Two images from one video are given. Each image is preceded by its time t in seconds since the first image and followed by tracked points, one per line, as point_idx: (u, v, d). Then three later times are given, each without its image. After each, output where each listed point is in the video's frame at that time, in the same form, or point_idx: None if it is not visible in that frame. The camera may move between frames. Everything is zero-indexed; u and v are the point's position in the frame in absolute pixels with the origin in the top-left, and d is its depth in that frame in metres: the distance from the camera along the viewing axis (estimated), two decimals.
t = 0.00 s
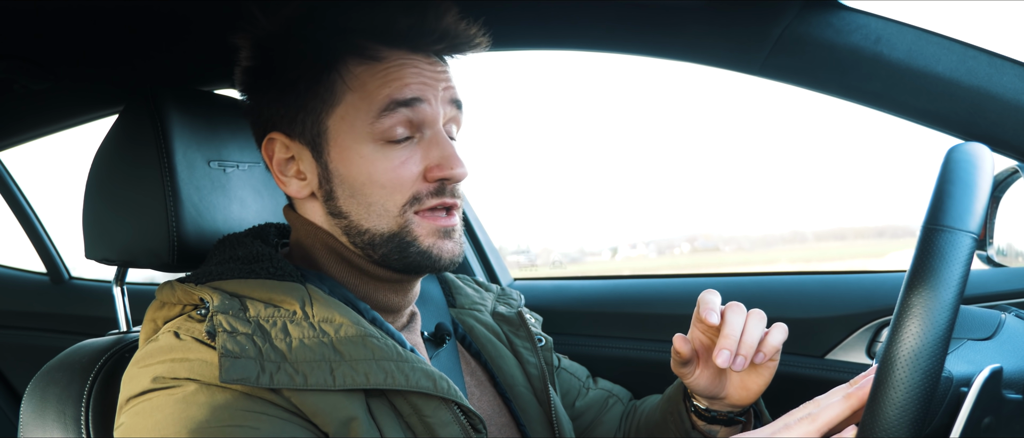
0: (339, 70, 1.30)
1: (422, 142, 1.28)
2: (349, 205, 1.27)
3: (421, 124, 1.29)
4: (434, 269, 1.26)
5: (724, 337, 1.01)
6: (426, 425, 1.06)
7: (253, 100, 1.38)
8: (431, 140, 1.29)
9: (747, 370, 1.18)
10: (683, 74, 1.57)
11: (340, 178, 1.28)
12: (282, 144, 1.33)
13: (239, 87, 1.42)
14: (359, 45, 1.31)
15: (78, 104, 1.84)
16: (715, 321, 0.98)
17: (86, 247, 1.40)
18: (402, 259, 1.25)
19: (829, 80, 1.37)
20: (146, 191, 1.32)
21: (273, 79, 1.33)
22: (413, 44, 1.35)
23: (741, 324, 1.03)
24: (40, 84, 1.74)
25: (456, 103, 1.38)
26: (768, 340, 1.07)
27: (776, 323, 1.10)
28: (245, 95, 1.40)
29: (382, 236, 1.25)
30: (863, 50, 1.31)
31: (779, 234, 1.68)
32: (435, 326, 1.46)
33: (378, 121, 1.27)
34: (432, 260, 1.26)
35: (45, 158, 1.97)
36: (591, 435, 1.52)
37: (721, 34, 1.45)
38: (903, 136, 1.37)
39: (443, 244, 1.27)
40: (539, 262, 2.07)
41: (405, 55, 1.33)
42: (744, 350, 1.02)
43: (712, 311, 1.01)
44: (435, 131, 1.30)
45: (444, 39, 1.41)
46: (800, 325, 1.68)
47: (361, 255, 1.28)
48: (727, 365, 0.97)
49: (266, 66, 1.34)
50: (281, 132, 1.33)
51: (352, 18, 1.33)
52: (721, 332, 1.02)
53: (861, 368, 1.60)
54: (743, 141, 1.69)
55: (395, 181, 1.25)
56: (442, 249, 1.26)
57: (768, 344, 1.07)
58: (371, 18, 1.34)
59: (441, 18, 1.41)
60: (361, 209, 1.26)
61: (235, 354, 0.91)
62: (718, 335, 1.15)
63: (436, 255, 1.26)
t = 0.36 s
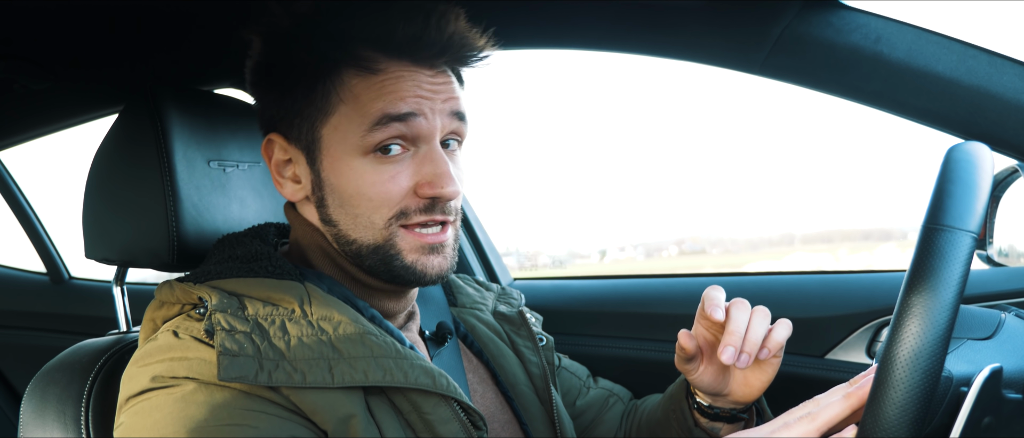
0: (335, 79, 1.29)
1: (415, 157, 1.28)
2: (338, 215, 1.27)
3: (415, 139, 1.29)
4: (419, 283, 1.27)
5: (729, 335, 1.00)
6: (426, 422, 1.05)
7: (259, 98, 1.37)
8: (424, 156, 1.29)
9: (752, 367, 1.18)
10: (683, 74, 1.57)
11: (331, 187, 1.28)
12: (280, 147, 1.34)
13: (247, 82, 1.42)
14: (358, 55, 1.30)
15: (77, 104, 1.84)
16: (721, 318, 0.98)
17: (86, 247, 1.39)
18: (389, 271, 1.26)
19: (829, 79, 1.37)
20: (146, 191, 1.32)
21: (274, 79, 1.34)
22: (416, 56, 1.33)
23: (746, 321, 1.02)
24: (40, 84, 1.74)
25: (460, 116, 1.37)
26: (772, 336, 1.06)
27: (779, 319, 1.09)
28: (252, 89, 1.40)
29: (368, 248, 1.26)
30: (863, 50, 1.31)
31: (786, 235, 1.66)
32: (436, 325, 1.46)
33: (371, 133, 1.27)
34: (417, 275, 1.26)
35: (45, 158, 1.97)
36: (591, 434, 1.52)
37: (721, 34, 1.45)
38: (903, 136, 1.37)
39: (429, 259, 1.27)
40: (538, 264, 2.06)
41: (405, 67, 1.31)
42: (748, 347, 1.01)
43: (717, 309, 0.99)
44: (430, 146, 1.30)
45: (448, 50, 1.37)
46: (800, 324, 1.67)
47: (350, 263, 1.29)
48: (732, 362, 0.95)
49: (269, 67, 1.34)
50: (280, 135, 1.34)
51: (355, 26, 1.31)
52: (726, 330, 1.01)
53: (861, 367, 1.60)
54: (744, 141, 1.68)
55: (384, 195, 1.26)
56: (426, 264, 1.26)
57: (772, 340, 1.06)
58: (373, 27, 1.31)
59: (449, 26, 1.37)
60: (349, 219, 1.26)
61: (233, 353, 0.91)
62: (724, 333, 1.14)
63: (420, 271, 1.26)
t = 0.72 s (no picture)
0: (339, 77, 1.29)
1: (422, 153, 1.28)
2: (347, 213, 1.26)
3: (421, 135, 1.29)
4: (428, 281, 1.26)
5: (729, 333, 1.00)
6: (426, 422, 1.05)
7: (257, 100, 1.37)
8: (431, 152, 1.28)
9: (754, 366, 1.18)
10: (683, 74, 1.57)
11: (338, 186, 1.27)
12: (284, 148, 1.34)
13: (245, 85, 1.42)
14: (360, 52, 1.30)
15: (78, 104, 1.84)
16: (721, 317, 0.98)
17: (87, 247, 1.39)
18: (398, 270, 1.25)
19: (830, 79, 1.37)
20: (146, 191, 1.32)
21: (276, 80, 1.33)
22: (418, 51, 1.32)
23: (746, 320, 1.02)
24: (41, 84, 1.74)
25: (462, 113, 1.37)
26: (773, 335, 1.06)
27: (781, 319, 1.09)
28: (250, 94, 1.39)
29: (378, 246, 1.25)
30: (863, 50, 1.31)
31: (779, 236, 1.69)
32: (436, 325, 1.45)
33: (377, 130, 1.27)
34: (427, 274, 1.25)
35: (45, 158, 1.97)
36: (591, 435, 1.52)
37: (721, 35, 1.45)
38: (903, 136, 1.37)
39: (439, 258, 1.26)
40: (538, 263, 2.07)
41: (408, 63, 1.31)
42: (749, 347, 1.01)
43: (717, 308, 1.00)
44: (436, 141, 1.29)
45: (450, 44, 1.37)
46: (800, 324, 1.67)
47: (357, 262, 1.28)
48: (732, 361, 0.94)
49: (270, 65, 1.34)
50: (282, 136, 1.34)
51: (358, 23, 1.31)
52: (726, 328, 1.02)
53: (861, 367, 1.60)
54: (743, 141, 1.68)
55: (392, 192, 1.25)
56: (437, 262, 1.26)
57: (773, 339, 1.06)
58: (372, 23, 1.31)
59: (449, 21, 1.37)
60: (358, 218, 1.26)
61: (233, 354, 0.91)
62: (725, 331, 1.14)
63: (431, 269, 1.25)
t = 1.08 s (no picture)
0: (355, 69, 1.29)
1: (432, 147, 1.28)
2: (357, 206, 1.26)
3: (433, 129, 1.29)
4: (437, 269, 1.27)
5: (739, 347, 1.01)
6: (426, 423, 1.05)
7: (259, 97, 1.37)
8: (442, 146, 1.29)
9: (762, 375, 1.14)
10: (683, 74, 1.57)
11: (349, 178, 1.27)
12: (291, 141, 1.33)
13: (247, 80, 1.41)
14: (374, 46, 1.30)
15: (78, 104, 1.84)
16: (734, 334, 0.99)
17: (86, 247, 1.39)
18: (407, 260, 1.25)
19: (829, 80, 1.37)
20: (146, 191, 1.32)
21: (284, 76, 1.32)
22: (432, 48, 1.34)
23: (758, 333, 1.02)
24: (40, 84, 1.74)
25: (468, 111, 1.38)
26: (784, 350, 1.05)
27: (793, 334, 1.08)
28: (252, 88, 1.39)
29: (387, 238, 1.25)
30: (862, 50, 1.31)
31: (772, 233, 1.70)
32: (436, 324, 1.45)
33: (391, 122, 1.27)
34: (436, 261, 1.26)
35: (44, 158, 1.97)
36: (591, 434, 1.52)
37: (721, 36, 1.45)
38: (902, 136, 1.37)
39: (448, 243, 1.27)
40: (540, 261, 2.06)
41: (422, 59, 1.32)
42: (763, 362, 1.02)
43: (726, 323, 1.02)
44: (446, 136, 1.30)
45: (461, 44, 1.39)
46: (799, 324, 1.68)
47: (363, 255, 1.28)
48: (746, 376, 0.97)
49: (276, 60, 1.34)
50: (290, 128, 1.32)
51: (373, 18, 1.31)
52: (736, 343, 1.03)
53: (860, 367, 1.60)
54: (743, 141, 1.69)
55: (405, 184, 1.25)
56: (447, 248, 1.26)
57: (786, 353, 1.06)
58: (388, 18, 1.32)
59: (460, 22, 1.39)
60: (368, 210, 1.26)
61: (233, 354, 0.91)
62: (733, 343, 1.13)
63: (440, 255, 1.26)
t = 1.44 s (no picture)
0: (369, 66, 1.29)
1: (442, 145, 1.30)
2: (368, 201, 1.27)
3: (443, 128, 1.31)
4: (449, 264, 1.27)
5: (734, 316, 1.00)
6: (427, 424, 1.05)
7: (264, 95, 1.37)
8: (452, 143, 1.30)
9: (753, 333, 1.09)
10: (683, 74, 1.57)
11: (360, 174, 1.28)
12: (301, 138, 1.32)
13: (251, 79, 1.40)
14: (386, 43, 1.31)
15: (79, 105, 1.84)
16: (733, 302, 0.98)
17: (86, 247, 1.39)
18: (420, 254, 1.26)
19: (829, 80, 1.37)
20: (146, 191, 1.32)
21: (293, 71, 1.32)
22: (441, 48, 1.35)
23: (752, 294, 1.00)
24: (40, 84, 1.74)
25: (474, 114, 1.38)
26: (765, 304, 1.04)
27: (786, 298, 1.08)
28: (256, 87, 1.39)
29: (400, 233, 1.25)
30: (862, 50, 1.31)
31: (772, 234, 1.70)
32: (437, 324, 1.46)
33: (404, 119, 1.28)
34: (451, 256, 1.27)
35: (44, 158, 1.97)
36: (591, 434, 1.53)
37: (721, 36, 1.45)
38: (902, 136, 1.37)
39: (460, 240, 1.28)
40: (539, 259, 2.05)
41: (433, 59, 1.33)
42: (765, 322, 1.02)
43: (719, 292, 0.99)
44: (455, 134, 1.31)
45: (470, 45, 1.40)
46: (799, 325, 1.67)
47: (374, 251, 1.28)
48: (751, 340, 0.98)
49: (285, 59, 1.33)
50: (301, 125, 1.32)
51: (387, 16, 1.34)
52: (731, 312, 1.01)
53: (860, 367, 1.60)
54: (743, 141, 1.69)
55: (417, 179, 1.27)
56: (459, 244, 1.27)
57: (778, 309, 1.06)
58: (402, 18, 1.34)
59: (469, 25, 1.41)
60: (380, 205, 1.26)
61: (234, 354, 0.91)
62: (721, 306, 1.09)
63: (455, 251, 1.27)
